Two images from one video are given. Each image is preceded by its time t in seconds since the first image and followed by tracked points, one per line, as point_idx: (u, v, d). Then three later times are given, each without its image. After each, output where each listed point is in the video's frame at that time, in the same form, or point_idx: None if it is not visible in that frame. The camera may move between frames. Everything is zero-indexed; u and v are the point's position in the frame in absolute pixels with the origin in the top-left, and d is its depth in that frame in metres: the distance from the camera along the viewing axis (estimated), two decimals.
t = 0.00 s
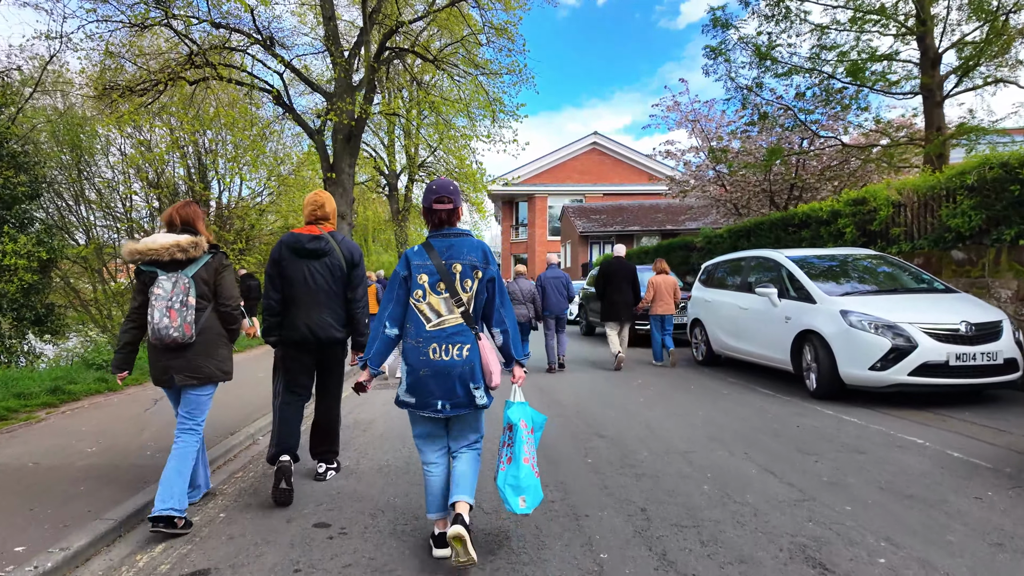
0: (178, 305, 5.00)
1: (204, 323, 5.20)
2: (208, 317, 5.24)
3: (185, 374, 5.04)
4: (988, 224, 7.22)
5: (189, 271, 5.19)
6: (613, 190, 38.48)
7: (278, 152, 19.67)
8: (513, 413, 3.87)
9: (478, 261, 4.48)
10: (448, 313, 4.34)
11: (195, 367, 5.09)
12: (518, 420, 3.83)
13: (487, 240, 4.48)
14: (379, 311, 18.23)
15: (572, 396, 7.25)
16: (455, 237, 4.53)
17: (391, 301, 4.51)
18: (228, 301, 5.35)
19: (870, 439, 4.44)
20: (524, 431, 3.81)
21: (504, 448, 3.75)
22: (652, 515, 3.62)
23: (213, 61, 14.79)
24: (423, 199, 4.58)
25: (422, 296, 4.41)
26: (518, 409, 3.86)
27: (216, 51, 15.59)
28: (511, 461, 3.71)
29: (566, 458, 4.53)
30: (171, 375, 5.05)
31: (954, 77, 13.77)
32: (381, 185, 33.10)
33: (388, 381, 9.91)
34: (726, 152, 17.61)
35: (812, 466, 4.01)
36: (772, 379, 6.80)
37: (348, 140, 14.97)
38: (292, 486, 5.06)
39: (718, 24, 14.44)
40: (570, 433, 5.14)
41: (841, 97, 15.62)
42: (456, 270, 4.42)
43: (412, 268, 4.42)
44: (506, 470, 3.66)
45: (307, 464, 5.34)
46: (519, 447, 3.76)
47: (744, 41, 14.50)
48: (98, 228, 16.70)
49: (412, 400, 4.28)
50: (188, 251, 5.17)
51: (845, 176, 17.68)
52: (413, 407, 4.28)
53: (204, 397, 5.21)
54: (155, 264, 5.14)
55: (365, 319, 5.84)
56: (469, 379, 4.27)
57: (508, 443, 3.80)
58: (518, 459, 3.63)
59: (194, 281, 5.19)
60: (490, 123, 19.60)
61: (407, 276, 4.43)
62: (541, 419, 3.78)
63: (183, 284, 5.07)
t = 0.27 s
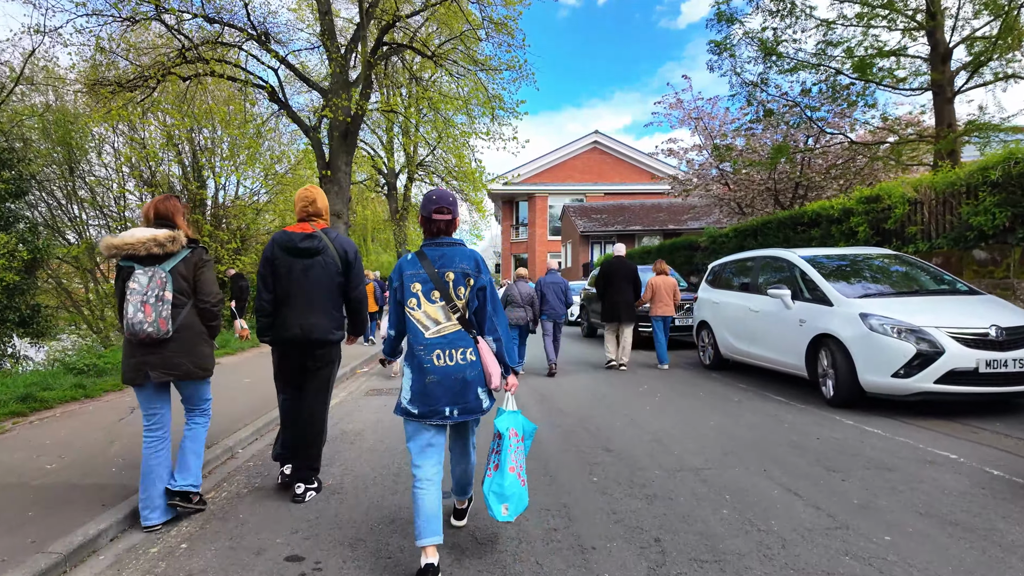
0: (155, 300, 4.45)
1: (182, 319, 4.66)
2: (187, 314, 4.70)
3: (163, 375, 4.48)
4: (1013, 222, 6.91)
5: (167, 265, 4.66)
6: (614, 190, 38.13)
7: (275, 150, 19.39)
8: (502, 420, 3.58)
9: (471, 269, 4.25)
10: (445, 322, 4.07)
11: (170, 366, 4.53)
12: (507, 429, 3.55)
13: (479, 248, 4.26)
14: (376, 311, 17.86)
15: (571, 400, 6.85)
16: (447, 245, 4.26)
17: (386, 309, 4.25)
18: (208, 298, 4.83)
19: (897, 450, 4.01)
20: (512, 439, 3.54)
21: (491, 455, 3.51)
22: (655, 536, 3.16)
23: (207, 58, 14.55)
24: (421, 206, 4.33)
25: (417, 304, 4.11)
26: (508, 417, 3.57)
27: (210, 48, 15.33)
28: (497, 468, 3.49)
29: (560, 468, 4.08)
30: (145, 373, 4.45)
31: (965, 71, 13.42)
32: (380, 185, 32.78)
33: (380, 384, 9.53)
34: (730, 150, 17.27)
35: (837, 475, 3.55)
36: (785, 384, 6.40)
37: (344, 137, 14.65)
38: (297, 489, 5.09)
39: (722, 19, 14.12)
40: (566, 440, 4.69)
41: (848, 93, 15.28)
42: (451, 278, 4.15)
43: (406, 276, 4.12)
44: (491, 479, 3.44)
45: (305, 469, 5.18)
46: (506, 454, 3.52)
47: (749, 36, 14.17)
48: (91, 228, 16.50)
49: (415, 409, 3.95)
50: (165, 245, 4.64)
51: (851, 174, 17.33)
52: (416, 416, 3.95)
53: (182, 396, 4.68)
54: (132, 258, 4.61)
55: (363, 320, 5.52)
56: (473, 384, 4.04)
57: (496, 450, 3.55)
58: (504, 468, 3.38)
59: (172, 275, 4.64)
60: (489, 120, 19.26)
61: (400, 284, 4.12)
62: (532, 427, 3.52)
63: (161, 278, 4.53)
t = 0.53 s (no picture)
0: (141, 305, 4.12)
1: (169, 324, 4.33)
2: (174, 320, 4.37)
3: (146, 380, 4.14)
4: None
5: (157, 270, 4.33)
6: (616, 189, 37.76)
7: (271, 147, 19.02)
8: (504, 405, 3.62)
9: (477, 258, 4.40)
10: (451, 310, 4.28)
11: (157, 371, 4.20)
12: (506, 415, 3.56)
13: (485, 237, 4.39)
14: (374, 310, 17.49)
15: (574, 403, 6.48)
16: (454, 235, 4.42)
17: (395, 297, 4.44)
18: (197, 304, 4.50)
19: (936, 462, 3.61)
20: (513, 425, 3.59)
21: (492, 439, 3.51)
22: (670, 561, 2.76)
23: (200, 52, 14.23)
24: (427, 197, 4.44)
25: (424, 293, 4.32)
26: (510, 403, 3.61)
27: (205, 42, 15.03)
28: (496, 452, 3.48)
29: (563, 480, 3.69)
30: (129, 378, 4.12)
31: (979, 64, 13.05)
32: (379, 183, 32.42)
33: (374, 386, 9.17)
34: (735, 147, 16.88)
35: (873, 491, 3.15)
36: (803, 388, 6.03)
37: (340, 133, 14.29)
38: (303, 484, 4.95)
39: (728, 11, 13.77)
40: (570, 448, 4.29)
41: (857, 87, 14.90)
42: (457, 267, 4.32)
43: (412, 264, 4.31)
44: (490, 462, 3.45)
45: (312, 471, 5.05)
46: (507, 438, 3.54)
47: (756, 28, 13.81)
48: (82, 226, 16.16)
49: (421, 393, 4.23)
50: (155, 250, 4.30)
51: (859, 171, 16.95)
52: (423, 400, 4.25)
53: (169, 401, 4.35)
54: (119, 260, 4.28)
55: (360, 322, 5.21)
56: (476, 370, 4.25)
57: (496, 434, 3.56)
58: (504, 451, 3.39)
59: (161, 281, 4.31)
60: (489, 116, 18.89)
61: (408, 274, 4.33)
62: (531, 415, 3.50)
63: (149, 282, 4.20)
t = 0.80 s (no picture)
0: (136, 300, 4.02)
1: (158, 321, 4.20)
2: (163, 317, 4.24)
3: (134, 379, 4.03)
4: None
5: (149, 266, 4.21)
6: (617, 188, 37.44)
7: (268, 145, 18.70)
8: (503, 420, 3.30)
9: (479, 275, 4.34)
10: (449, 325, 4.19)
11: (145, 370, 4.07)
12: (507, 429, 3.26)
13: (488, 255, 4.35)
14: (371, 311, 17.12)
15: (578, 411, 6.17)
16: (458, 250, 4.34)
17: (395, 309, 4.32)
18: (187, 302, 4.36)
19: (980, 485, 3.27)
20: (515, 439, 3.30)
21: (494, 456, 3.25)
22: None
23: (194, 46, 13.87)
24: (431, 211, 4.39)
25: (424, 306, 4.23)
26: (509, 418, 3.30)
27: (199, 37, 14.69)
28: (500, 468, 3.25)
29: (568, 504, 3.35)
30: (117, 375, 4.03)
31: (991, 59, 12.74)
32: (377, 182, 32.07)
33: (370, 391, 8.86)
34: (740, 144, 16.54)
35: (914, 519, 2.84)
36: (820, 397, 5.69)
37: (337, 130, 13.96)
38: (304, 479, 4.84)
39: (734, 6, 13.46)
40: (575, 465, 3.95)
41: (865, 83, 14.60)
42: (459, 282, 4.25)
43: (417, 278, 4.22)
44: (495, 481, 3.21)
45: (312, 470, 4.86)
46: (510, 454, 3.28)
47: (762, 23, 13.49)
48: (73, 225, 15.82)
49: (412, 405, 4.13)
50: (150, 246, 4.19)
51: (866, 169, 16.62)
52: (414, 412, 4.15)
53: (160, 400, 4.21)
54: (110, 255, 4.16)
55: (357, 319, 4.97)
56: (468, 386, 4.14)
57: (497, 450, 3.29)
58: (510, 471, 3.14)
59: (153, 276, 4.19)
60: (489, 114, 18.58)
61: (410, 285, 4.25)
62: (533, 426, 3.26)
63: (143, 278, 4.09)
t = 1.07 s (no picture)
0: (90, 307, 3.65)
1: (118, 329, 3.85)
2: (123, 323, 3.89)
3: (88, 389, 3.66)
4: None
5: (108, 272, 3.86)
6: (617, 187, 37.11)
7: (261, 142, 18.33)
8: (500, 404, 3.50)
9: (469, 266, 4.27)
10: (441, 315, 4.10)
11: (101, 379, 3.72)
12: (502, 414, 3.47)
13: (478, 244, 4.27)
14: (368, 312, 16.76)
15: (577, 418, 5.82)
16: (447, 241, 4.29)
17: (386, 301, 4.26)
18: (149, 307, 4.01)
19: None
20: (510, 424, 3.48)
21: (489, 440, 3.43)
22: None
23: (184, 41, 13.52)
24: (420, 204, 4.36)
25: (415, 297, 4.16)
26: (505, 402, 3.50)
27: (189, 31, 14.33)
28: (495, 451, 3.43)
29: (568, 530, 3.00)
30: (72, 385, 3.67)
31: (1004, 52, 12.38)
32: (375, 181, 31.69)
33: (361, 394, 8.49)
34: (744, 141, 16.15)
35: (966, 554, 2.48)
36: (838, 405, 5.33)
37: (330, 127, 13.58)
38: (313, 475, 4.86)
39: None
40: (576, 484, 3.60)
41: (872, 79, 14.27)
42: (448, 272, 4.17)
43: (405, 269, 4.15)
44: (488, 462, 3.39)
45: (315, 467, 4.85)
46: (505, 438, 3.44)
47: (768, 15, 13.10)
48: (60, 224, 15.39)
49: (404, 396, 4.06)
50: (108, 251, 3.83)
51: (871, 167, 16.29)
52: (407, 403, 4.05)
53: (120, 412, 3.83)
54: (68, 261, 3.80)
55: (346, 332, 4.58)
56: (460, 375, 4.06)
57: (493, 433, 3.47)
58: (503, 451, 3.33)
59: (111, 282, 3.82)
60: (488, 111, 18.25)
61: (400, 278, 4.17)
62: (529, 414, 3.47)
63: (101, 285, 3.74)
